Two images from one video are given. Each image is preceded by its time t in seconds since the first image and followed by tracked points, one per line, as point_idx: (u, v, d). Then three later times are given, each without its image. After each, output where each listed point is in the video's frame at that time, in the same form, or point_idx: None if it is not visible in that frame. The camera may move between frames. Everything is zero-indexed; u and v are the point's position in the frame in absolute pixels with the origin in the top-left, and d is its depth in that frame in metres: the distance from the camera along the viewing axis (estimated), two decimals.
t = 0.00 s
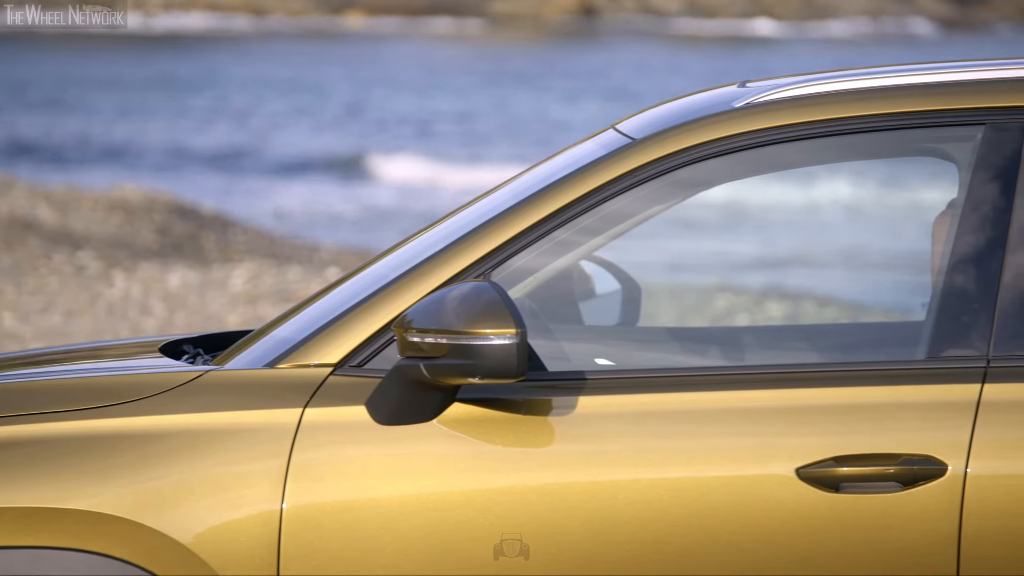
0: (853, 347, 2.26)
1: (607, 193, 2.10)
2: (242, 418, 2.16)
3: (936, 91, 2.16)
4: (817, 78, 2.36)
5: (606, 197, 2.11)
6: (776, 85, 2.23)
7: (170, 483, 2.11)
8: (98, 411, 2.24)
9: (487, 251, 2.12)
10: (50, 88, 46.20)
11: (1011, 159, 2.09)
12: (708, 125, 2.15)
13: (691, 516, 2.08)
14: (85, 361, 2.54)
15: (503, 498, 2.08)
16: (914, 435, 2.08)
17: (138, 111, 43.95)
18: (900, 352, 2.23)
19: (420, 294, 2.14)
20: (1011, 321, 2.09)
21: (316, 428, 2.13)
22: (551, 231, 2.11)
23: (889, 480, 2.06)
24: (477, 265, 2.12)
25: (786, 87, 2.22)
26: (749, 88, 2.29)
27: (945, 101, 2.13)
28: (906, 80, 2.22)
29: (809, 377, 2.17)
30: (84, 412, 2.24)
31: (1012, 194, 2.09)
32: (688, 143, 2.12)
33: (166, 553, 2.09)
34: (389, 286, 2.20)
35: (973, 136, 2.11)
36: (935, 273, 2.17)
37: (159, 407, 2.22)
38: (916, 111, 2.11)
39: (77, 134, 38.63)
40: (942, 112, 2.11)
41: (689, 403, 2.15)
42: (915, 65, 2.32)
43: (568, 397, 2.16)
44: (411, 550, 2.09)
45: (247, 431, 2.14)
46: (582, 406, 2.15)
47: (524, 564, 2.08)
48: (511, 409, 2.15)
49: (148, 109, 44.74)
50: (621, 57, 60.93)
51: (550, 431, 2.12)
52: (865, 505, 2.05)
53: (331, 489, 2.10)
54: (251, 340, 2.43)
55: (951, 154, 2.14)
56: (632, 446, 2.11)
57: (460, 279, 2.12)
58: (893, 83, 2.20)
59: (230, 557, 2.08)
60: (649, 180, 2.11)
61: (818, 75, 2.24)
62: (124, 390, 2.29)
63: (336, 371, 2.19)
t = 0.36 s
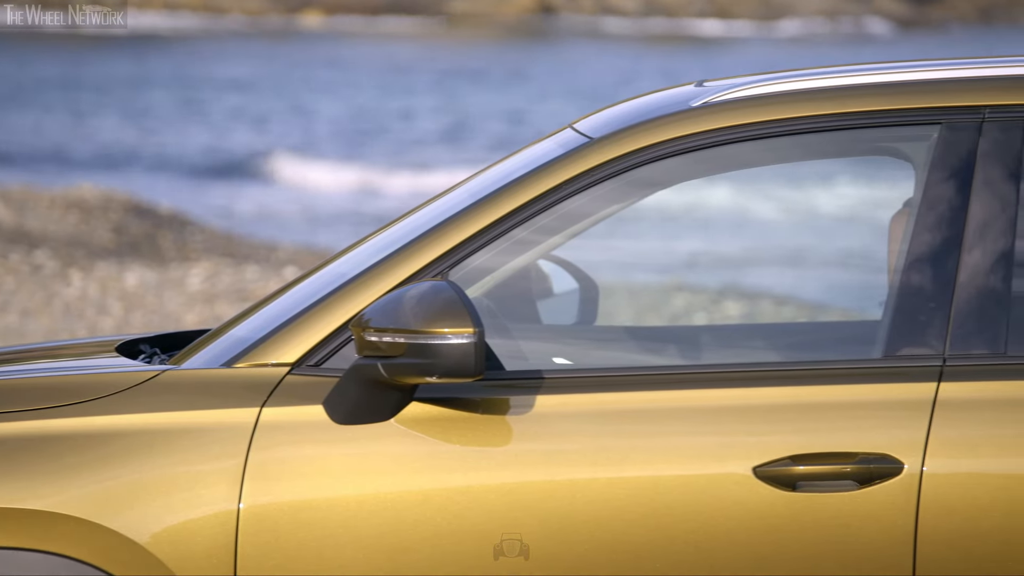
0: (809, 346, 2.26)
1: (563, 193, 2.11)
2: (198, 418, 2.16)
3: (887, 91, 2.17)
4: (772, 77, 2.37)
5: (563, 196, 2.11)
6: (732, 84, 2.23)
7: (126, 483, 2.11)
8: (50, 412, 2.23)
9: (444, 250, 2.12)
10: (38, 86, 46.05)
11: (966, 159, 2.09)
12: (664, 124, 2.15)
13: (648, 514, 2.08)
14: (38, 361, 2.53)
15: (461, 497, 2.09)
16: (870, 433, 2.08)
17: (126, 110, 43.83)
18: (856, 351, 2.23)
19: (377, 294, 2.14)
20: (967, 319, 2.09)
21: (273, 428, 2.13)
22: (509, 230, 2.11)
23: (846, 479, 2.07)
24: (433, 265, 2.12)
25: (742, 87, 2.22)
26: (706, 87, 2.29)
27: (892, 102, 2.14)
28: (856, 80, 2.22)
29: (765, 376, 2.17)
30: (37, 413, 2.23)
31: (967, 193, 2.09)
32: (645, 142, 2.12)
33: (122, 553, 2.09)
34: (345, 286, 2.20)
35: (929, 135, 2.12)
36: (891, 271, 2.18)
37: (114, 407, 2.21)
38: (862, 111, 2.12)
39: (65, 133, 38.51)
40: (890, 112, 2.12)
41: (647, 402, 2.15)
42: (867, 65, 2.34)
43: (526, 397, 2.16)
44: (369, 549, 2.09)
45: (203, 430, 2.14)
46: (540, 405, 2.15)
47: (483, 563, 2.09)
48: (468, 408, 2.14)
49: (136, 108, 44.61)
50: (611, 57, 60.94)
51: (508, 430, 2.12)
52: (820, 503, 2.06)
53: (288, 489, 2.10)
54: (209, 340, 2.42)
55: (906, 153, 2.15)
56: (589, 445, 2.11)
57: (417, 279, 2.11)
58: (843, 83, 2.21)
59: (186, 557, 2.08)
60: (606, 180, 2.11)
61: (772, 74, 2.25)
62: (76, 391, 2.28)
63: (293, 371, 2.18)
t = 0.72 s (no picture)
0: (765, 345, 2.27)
1: (520, 191, 2.11)
2: (154, 418, 2.16)
3: (841, 91, 2.17)
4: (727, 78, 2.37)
5: (519, 195, 2.11)
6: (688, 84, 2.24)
7: (81, 483, 2.12)
8: (7, 412, 2.24)
9: (400, 250, 2.12)
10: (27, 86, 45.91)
11: (921, 158, 2.10)
12: (621, 123, 2.15)
13: (604, 513, 2.08)
14: None
15: (416, 497, 2.09)
16: (825, 432, 2.09)
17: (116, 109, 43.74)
18: (811, 350, 2.24)
19: (332, 293, 2.14)
20: (922, 318, 2.10)
21: (228, 428, 2.13)
22: (466, 229, 2.11)
23: (801, 478, 2.07)
24: (390, 265, 2.12)
25: (697, 87, 2.23)
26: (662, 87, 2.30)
27: (844, 102, 2.14)
28: (809, 80, 2.23)
29: (720, 375, 2.17)
30: None
31: (922, 192, 2.10)
32: (602, 141, 2.13)
33: (77, 553, 2.09)
34: (301, 286, 2.20)
35: (885, 135, 2.13)
36: (847, 270, 2.18)
37: (71, 407, 2.22)
38: (811, 111, 2.12)
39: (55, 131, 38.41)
40: (841, 112, 2.13)
41: (604, 401, 2.15)
42: (820, 65, 2.34)
43: (482, 396, 2.16)
44: (325, 549, 2.10)
45: (158, 430, 2.15)
46: (496, 405, 2.15)
47: (438, 563, 2.09)
48: (425, 408, 2.14)
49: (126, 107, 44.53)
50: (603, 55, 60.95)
51: (464, 429, 2.12)
52: (775, 502, 2.06)
53: (244, 489, 2.10)
54: (167, 340, 2.42)
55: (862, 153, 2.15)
56: (546, 445, 2.11)
57: (373, 278, 2.11)
58: (795, 82, 2.21)
59: (141, 557, 2.08)
60: (563, 179, 2.12)
61: (727, 74, 2.25)
62: (33, 390, 2.28)
63: (249, 370, 2.18)
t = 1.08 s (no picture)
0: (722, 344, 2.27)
1: (476, 191, 2.11)
2: (109, 418, 2.16)
3: (792, 91, 2.18)
4: (679, 78, 2.38)
5: (475, 194, 2.11)
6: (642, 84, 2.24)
7: (36, 484, 2.12)
8: None
9: (356, 249, 2.12)
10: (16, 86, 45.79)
11: (876, 157, 2.11)
12: (578, 123, 2.15)
13: (559, 513, 2.08)
14: None
15: (372, 496, 2.09)
16: (780, 432, 2.09)
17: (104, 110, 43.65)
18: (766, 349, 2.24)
19: (287, 293, 2.14)
20: (877, 317, 2.10)
21: (183, 428, 2.13)
22: (422, 227, 2.11)
23: (756, 477, 2.08)
24: (344, 264, 2.11)
25: (650, 87, 2.23)
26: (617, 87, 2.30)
27: (796, 102, 2.15)
28: (758, 80, 2.24)
29: (675, 375, 2.17)
30: None
31: (877, 191, 2.10)
32: (559, 141, 2.13)
33: (32, 553, 2.10)
34: (256, 285, 2.19)
35: (839, 135, 2.13)
36: (802, 269, 2.19)
37: (26, 407, 2.22)
38: (760, 111, 2.13)
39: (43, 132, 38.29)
40: (789, 112, 2.13)
41: (560, 400, 2.15)
42: (772, 65, 2.35)
43: (438, 396, 2.16)
44: (281, 548, 2.10)
45: (114, 430, 2.15)
46: (451, 404, 2.15)
47: (394, 562, 2.10)
48: (380, 407, 2.14)
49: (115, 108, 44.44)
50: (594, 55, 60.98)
51: (420, 428, 2.12)
52: (729, 501, 2.07)
53: (199, 489, 2.10)
54: (124, 339, 2.42)
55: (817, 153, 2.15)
56: (501, 444, 2.11)
57: (327, 278, 2.11)
58: (746, 83, 2.22)
59: (96, 557, 2.08)
60: (520, 178, 2.12)
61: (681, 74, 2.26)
62: None
63: (203, 370, 2.18)
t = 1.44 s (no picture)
0: (678, 343, 2.28)
1: (433, 190, 2.11)
2: (65, 418, 2.16)
3: (746, 91, 2.19)
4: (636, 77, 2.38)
5: (432, 193, 2.11)
6: (599, 83, 2.24)
7: None
8: None
9: (312, 249, 2.12)
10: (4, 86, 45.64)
11: (831, 156, 2.11)
12: (535, 122, 2.15)
13: (516, 512, 2.08)
14: None
15: (328, 496, 2.09)
16: (736, 430, 2.09)
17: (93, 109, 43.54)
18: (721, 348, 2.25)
19: (242, 293, 2.13)
20: (832, 316, 2.11)
21: (139, 428, 2.13)
22: (379, 227, 2.11)
23: (712, 476, 2.08)
24: (301, 263, 2.11)
25: (604, 86, 2.24)
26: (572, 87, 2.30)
27: (752, 102, 2.15)
28: (710, 80, 2.24)
29: (631, 374, 2.17)
30: None
31: (832, 190, 2.11)
32: (516, 140, 2.13)
33: None
34: (212, 285, 2.19)
35: (794, 134, 2.13)
36: (757, 269, 2.17)
37: None
38: (711, 111, 2.13)
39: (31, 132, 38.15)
40: (739, 112, 2.14)
41: (516, 400, 2.15)
42: (724, 65, 2.36)
43: (394, 395, 2.15)
44: (237, 548, 2.09)
45: (69, 431, 2.14)
46: (408, 404, 2.14)
47: (351, 562, 2.10)
48: (337, 407, 2.14)
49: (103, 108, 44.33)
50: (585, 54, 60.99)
51: (376, 428, 2.12)
52: (685, 501, 2.07)
53: (154, 489, 2.10)
54: (81, 339, 2.41)
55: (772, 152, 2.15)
56: (458, 444, 2.11)
57: (284, 277, 2.11)
58: (698, 83, 2.22)
59: (51, 557, 2.08)
60: (476, 177, 2.12)
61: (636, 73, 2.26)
62: None
63: (159, 370, 2.17)
